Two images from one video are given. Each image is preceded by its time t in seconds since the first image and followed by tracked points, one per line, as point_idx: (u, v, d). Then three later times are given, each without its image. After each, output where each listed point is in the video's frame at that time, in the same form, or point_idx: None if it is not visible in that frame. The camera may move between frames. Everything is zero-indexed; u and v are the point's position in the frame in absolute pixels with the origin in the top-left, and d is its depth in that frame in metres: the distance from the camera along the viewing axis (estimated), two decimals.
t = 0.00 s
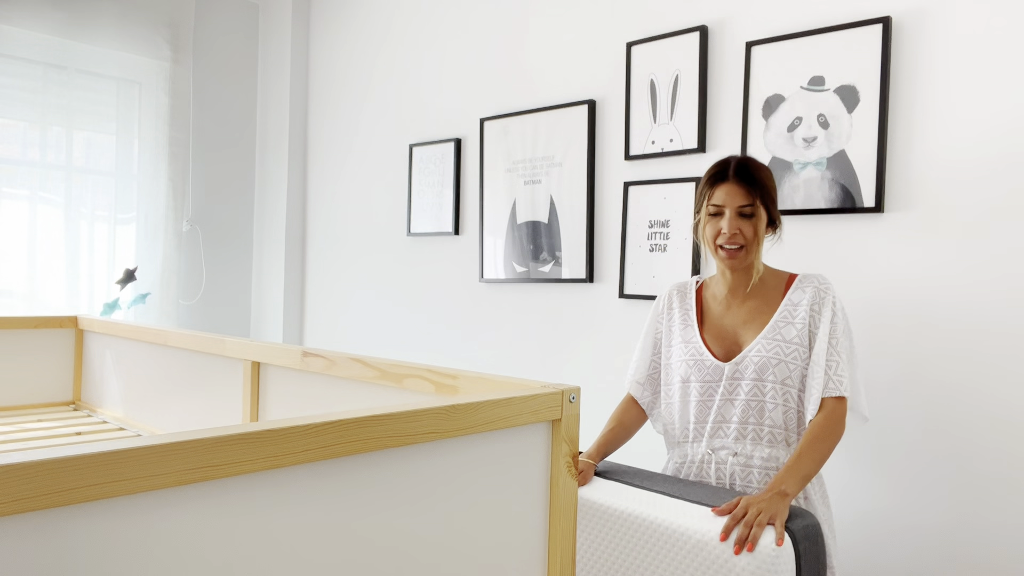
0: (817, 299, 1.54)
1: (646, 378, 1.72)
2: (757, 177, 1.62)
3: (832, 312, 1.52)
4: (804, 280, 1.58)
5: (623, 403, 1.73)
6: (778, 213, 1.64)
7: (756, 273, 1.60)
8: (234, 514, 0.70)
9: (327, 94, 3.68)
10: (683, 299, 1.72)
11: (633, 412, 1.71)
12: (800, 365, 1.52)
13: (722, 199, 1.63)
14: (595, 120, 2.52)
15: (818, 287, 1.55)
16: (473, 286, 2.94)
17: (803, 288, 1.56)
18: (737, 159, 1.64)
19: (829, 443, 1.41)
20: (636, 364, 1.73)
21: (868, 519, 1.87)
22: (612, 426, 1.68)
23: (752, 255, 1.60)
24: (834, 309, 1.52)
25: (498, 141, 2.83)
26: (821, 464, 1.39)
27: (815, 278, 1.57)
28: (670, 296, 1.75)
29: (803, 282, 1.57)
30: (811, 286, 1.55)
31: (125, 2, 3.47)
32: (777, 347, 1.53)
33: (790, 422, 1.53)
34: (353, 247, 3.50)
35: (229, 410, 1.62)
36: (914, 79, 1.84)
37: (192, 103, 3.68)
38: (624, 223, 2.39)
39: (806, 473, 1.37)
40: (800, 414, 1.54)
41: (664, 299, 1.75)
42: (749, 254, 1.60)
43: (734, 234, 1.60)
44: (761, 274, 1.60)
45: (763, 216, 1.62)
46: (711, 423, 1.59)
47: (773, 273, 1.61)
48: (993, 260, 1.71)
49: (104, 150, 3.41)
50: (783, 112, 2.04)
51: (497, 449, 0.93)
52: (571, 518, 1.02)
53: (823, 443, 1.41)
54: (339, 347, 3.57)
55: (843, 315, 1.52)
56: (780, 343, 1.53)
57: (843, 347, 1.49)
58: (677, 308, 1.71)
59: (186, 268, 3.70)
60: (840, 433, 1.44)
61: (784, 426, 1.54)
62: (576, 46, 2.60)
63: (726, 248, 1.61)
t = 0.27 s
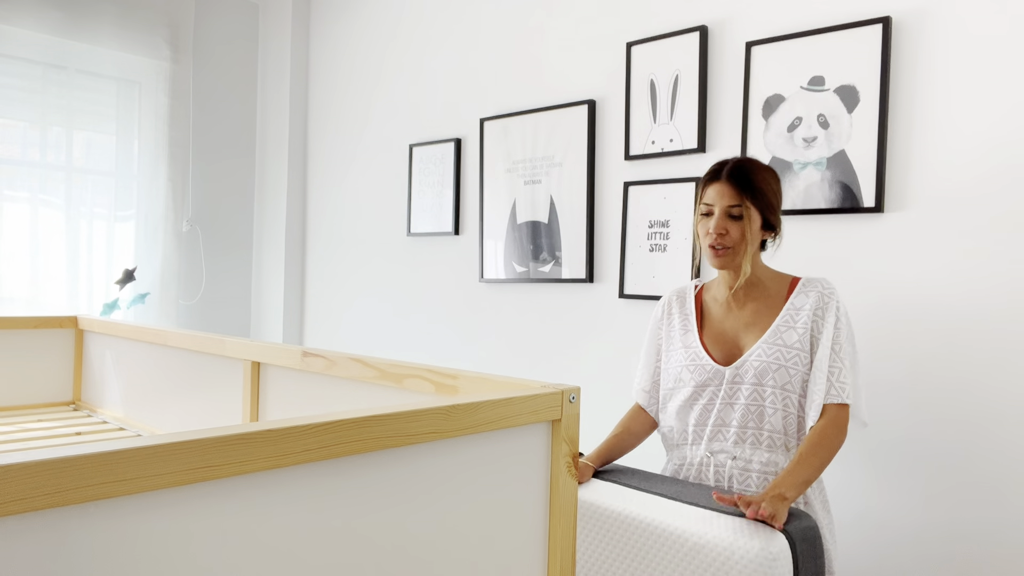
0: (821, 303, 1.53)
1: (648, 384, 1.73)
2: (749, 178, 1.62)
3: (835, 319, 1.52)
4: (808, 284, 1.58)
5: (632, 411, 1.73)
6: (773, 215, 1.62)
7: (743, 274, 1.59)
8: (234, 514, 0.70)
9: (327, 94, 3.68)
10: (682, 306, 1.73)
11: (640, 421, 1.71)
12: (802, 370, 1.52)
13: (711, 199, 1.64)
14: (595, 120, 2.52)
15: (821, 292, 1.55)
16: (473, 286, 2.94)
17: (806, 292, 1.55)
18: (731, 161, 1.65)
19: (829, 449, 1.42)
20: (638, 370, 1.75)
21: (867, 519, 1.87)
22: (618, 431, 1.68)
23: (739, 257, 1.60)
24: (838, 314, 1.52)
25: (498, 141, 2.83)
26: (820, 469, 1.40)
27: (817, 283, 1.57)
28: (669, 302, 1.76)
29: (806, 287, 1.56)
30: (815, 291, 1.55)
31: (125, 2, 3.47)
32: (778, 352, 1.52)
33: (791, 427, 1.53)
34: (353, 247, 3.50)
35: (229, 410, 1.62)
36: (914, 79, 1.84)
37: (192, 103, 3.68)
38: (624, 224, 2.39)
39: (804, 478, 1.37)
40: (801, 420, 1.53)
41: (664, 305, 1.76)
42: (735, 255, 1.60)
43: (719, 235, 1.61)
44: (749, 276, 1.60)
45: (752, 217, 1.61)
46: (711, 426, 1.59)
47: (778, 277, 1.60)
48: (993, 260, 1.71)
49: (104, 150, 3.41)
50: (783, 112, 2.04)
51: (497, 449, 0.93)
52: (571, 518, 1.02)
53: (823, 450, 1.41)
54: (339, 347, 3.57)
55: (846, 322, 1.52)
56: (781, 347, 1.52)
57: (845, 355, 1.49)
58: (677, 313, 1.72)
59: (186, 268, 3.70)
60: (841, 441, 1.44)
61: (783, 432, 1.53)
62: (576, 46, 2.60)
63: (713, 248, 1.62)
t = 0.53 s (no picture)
0: (826, 301, 1.52)
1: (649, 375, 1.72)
2: (737, 168, 1.62)
3: (841, 316, 1.50)
4: (813, 280, 1.56)
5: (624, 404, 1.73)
6: (764, 204, 1.60)
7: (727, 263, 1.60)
8: (233, 514, 0.70)
9: (327, 94, 3.68)
10: (686, 298, 1.72)
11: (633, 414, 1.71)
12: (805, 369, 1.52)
13: (704, 188, 1.66)
14: (595, 120, 2.52)
15: (826, 289, 1.53)
16: (473, 286, 2.94)
17: (811, 289, 1.54)
18: (727, 153, 1.66)
19: (833, 452, 1.41)
20: (640, 361, 1.74)
21: (868, 519, 1.87)
22: (612, 428, 1.68)
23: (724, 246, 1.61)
24: (844, 311, 1.50)
25: (498, 141, 2.83)
26: (822, 472, 1.39)
27: (823, 279, 1.55)
28: (674, 293, 1.76)
29: (810, 283, 1.55)
30: (820, 287, 1.53)
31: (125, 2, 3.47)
32: (780, 351, 1.52)
33: (793, 428, 1.53)
34: (353, 247, 3.50)
35: (229, 410, 1.62)
36: (914, 79, 1.84)
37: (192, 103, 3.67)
38: (624, 223, 2.39)
39: (805, 481, 1.36)
40: (804, 419, 1.53)
41: (668, 297, 1.76)
42: (721, 244, 1.61)
43: (706, 224, 1.63)
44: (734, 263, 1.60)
45: (739, 205, 1.60)
46: (714, 425, 1.59)
47: (783, 273, 1.59)
48: (993, 260, 1.71)
49: (104, 150, 3.41)
50: (782, 112, 2.04)
51: (497, 449, 0.93)
52: (571, 518, 1.02)
53: (826, 452, 1.40)
54: (339, 346, 3.57)
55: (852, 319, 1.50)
56: (784, 346, 1.52)
57: (852, 353, 1.47)
58: (681, 307, 1.72)
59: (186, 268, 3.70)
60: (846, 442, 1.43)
61: (785, 431, 1.53)
62: (576, 47, 2.60)
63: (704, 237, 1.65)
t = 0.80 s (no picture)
0: (828, 300, 1.51)
1: (652, 370, 1.72)
2: (737, 166, 1.62)
3: (844, 315, 1.49)
4: (816, 277, 1.55)
5: (622, 399, 1.72)
6: (768, 198, 1.60)
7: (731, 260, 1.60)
8: (233, 514, 0.70)
9: (327, 93, 3.68)
10: (690, 295, 1.72)
11: (632, 410, 1.70)
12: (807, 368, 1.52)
13: (706, 187, 1.67)
14: (595, 120, 2.52)
15: (828, 287, 1.52)
16: (473, 286, 2.94)
17: (813, 287, 1.53)
18: (727, 152, 1.66)
19: (837, 453, 1.40)
20: (643, 355, 1.73)
21: (868, 519, 1.87)
22: (610, 426, 1.67)
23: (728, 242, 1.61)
24: (845, 310, 1.50)
25: (498, 141, 2.83)
26: (826, 473, 1.38)
27: (826, 277, 1.54)
28: (678, 290, 1.75)
29: (813, 281, 1.54)
30: (822, 286, 1.53)
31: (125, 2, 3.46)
32: (780, 351, 1.52)
33: (795, 427, 1.53)
34: (353, 247, 3.50)
35: (229, 409, 1.62)
36: (914, 79, 1.84)
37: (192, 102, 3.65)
38: (625, 224, 2.39)
39: (808, 483, 1.35)
40: (806, 418, 1.53)
41: (674, 293, 1.75)
42: (724, 241, 1.61)
43: (710, 223, 1.64)
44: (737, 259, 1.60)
45: (742, 201, 1.61)
46: (717, 423, 1.60)
47: (787, 271, 1.59)
48: (993, 260, 1.71)
49: (105, 150, 3.41)
50: (783, 112, 2.04)
51: (497, 449, 0.93)
52: (572, 518, 1.02)
53: (830, 453, 1.39)
54: (339, 346, 3.57)
55: (855, 318, 1.49)
56: (785, 346, 1.52)
57: (855, 352, 1.47)
58: (685, 304, 1.71)
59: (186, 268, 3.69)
60: (852, 443, 1.42)
61: (787, 431, 1.53)
62: (576, 46, 2.60)
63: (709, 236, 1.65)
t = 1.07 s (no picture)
0: (829, 301, 1.51)
1: (654, 371, 1.72)
2: (747, 165, 1.61)
3: (846, 317, 1.49)
4: (818, 278, 1.55)
5: (624, 399, 1.72)
6: (778, 199, 1.60)
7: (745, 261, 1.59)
8: (234, 514, 0.70)
9: (328, 94, 3.68)
10: (692, 297, 1.72)
11: (632, 410, 1.70)
12: (809, 370, 1.52)
13: (711, 190, 1.65)
14: (595, 120, 2.52)
15: (830, 288, 1.52)
16: (473, 286, 2.94)
17: (815, 288, 1.53)
18: (731, 153, 1.65)
19: (839, 454, 1.40)
20: (645, 355, 1.73)
21: (868, 519, 1.87)
22: (610, 426, 1.67)
23: (740, 244, 1.60)
24: (847, 312, 1.49)
25: (498, 141, 2.83)
26: (828, 474, 1.38)
27: (827, 279, 1.54)
28: (680, 291, 1.75)
29: (815, 282, 1.54)
30: (823, 287, 1.53)
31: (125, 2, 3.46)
32: (782, 353, 1.52)
33: (796, 429, 1.53)
34: (353, 247, 3.50)
35: (229, 409, 1.62)
36: (913, 79, 1.84)
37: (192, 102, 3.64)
38: (624, 224, 2.39)
39: (809, 484, 1.35)
40: (808, 421, 1.53)
41: (675, 294, 1.75)
42: (736, 243, 1.60)
43: (718, 225, 1.62)
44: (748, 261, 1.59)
45: (751, 203, 1.60)
46: (718, 425, 1.60)
47: (790, 272, 1.59)
48: (993, 260, 1.71)
49: (105, 150, 3.41)
50: (782, 112, 2.04)
51: (497, 449, 0.93)
52: (572, 518, 1.02)
53: (833, 455, 1.39)
54: (339, 346, 3.57)
55: (856, 320, 1.49)
56: (786, 348, 1.52)
57: (857, 354, 1.47)
58: (687, 305, 1.71)
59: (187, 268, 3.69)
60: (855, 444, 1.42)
61: (789, 433, 1.53)
62: (576, 47, 2.60)
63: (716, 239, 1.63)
